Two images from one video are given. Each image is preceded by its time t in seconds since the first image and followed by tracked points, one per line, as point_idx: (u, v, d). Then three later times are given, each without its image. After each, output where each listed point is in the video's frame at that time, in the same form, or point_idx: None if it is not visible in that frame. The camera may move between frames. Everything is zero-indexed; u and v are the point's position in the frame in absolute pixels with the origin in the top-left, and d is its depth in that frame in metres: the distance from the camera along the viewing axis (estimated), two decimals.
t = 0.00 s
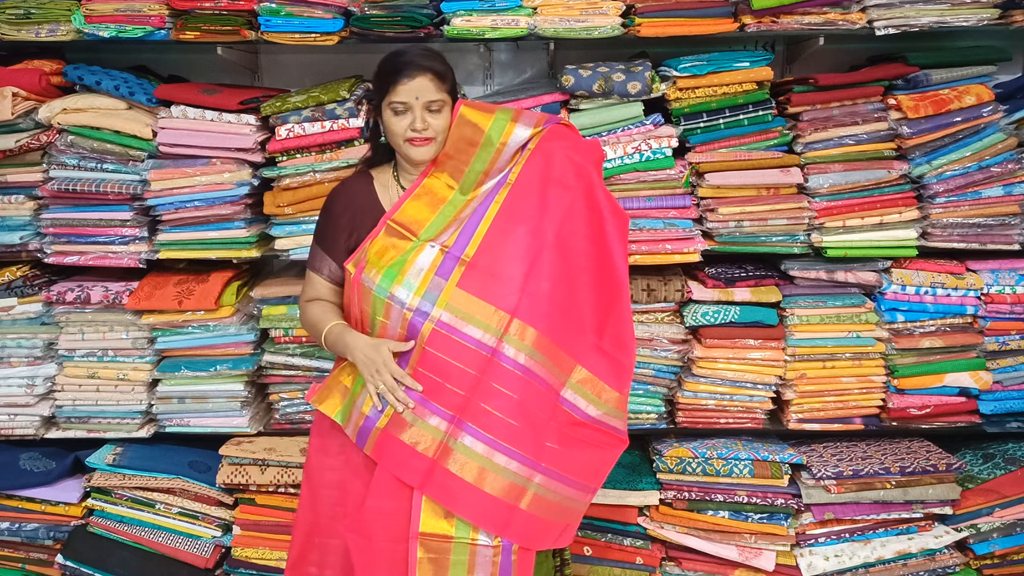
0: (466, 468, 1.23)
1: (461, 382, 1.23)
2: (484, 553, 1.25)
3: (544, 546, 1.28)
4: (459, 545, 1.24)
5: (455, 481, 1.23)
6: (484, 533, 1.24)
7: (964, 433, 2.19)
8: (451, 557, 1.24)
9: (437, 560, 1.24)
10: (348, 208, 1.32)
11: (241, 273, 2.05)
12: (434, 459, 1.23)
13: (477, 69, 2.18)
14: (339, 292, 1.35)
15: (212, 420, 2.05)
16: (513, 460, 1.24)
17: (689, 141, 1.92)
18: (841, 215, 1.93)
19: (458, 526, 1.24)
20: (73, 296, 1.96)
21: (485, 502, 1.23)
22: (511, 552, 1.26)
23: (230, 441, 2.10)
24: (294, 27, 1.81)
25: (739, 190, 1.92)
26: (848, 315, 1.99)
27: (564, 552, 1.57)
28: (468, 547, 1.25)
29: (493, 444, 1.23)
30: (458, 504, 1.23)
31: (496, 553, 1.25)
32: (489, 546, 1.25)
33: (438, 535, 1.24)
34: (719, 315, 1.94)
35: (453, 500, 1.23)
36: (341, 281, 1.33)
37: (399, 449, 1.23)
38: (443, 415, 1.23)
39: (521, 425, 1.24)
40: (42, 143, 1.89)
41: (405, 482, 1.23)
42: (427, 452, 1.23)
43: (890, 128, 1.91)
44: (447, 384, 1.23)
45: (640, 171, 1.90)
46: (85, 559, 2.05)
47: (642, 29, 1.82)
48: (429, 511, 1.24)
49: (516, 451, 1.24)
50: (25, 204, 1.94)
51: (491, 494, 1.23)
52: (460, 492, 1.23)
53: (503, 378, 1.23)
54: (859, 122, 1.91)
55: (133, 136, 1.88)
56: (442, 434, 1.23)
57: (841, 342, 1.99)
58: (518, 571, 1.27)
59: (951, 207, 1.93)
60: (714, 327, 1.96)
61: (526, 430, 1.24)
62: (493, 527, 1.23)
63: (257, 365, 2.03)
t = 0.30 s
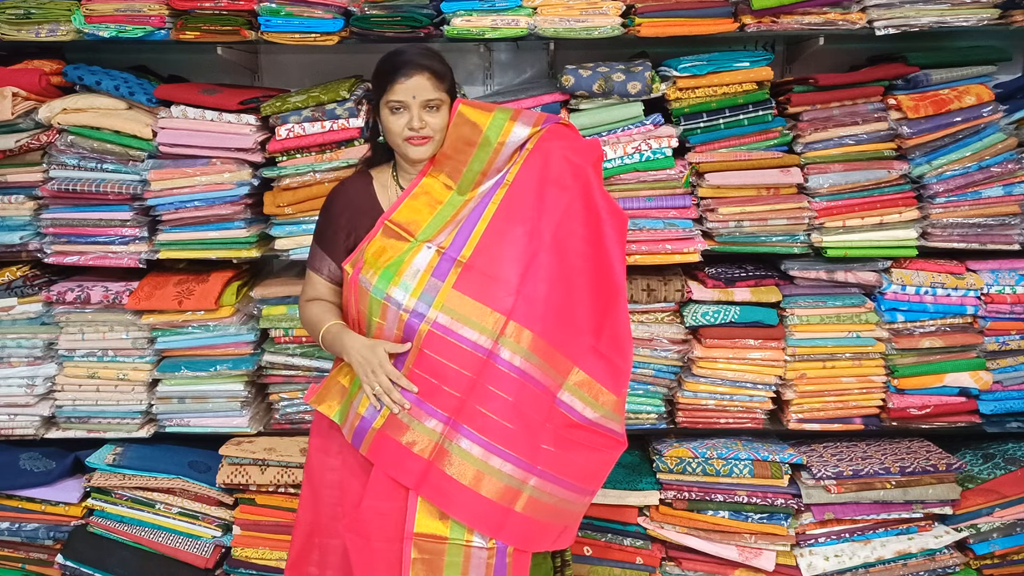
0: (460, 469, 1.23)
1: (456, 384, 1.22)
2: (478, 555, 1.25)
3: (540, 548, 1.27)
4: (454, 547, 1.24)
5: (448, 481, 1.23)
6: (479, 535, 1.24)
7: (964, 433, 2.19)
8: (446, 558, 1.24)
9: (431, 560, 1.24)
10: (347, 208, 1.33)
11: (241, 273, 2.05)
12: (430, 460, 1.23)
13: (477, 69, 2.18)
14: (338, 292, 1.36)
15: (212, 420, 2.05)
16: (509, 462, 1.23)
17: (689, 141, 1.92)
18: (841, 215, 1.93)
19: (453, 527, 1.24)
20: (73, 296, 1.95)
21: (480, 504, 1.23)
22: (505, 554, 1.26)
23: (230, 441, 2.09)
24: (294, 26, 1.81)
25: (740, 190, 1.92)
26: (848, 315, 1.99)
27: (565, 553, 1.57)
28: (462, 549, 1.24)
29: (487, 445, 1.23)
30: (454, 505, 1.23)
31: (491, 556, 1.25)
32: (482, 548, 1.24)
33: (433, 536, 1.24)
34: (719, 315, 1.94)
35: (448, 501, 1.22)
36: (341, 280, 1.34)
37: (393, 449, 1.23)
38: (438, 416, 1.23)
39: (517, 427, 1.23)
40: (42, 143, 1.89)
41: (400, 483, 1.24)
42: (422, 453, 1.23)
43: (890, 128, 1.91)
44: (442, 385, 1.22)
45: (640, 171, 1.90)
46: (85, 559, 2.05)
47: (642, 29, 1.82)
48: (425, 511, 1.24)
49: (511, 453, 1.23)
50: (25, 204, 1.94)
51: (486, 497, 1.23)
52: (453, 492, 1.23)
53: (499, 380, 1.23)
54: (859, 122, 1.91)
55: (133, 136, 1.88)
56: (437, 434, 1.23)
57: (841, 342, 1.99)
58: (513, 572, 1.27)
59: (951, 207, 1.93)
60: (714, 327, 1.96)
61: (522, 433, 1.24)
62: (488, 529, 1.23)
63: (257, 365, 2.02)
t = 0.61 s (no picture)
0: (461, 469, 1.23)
1: (455, 384, 1.23)
2: (477, 555, 1.25)
3: (539, 548, 1.27)
4: (452, 547, 1.24)
5: (449, 481, 1.23)
6: (478, 535, 1.24)
7: (964, 433, 2.19)
8: (445, 558, 1.24)
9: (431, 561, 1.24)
10: (347, 209, 1.33)
11: (241, 273, 2.05)
12: (429, 461, 1.23)
13: (477, 69, 2.18)
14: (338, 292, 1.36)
15: (213, 420, 2.05)
16: (508, 463, 1.23)
17: (689, 141, 1.92)
18: (841, 215, 1.93)
19: (452, 527, 1.24)
20: (73, 296, 1.95)
21: (479, 504, 1.23)
22: (504, 555, 1.26)
23: (230, 441, 2.10)
24: (294, 26, 1.81)
25: (740, 190, 1.92)
26: (848, 315, 1.99)
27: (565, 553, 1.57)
28: (461, 549, 1.24)
29: (486, 445, 1.23)
30: (454, 505, 1.23)
31: (490, 556, 1.25)
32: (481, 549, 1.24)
33: (433, 537, 1.24)
34: (719, 315, 1.94)
35: (448, 500, 1.23)
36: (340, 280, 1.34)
37: (393, 448, 1.23)
38: (437, 416, 1.23)
39: (516, 428, 1.23)
40: (42, 143, 1.89)
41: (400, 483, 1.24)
42: (421, 453, 1.23)
43: (890, 128, 1.91)
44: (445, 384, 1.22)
45: (640, 171, 1.90)
46: (85, 559, 2.05)
47: (642, 29, 1.82)
48: (424, 512, 1.24)
49: (510, 453, 1.23)
50: (25, 204, 1.94)
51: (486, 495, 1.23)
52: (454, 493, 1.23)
53: (498, 381, 1.23)
54: (859, 122, 1.91)
55: (133, 136, 1.88)
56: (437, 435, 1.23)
57: (841, 342, 1.99)
58: (512, 571, 1.27)
59: (951, 207, 1.93)
60: (714, 327, 1.96)
61: (521, 433, 1.24)
62: (487, 529, 1.23)
63: (257, 365, 2.02)
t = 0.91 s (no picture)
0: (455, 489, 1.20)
1: (452, 405, 1.19)
2: (476, 571, 1.22)
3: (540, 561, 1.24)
4: (453, 563, 1.21)
5: (444, 502, 1.20)
6: (477, 552, 1.21)
7: (964, 433, 2.19)
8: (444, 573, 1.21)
9: None
10: (348, 208, 1.33)
11: (241, 273, 2.05)
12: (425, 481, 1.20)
13: (477, 69, 2.18)
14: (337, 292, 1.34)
15: (213, 420, 2.05)
16: (504, 482, 1.19)
17: (689, 141, 1.92)
18: (841, 215, 1.93)
19: (452, 544, 1.21)
20: (73, 296, 1.95)
21: (477, 525, 1.20)
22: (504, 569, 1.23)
23: (230, 441, 2.09)
24: (294, 26, 1.81)
25: (740, 190, 1.92)
26: (848, 315, 1.99)
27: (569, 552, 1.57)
28: (461, 565, 1.21)
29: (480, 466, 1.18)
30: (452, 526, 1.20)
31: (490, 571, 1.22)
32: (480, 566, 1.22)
33: (431, 555, 1.21)
34: (719, 315, 1.94)
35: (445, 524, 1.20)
36: (340, 279, 1.32)
37: (388, 472, 1.21)
38: (433, 437, 1.19)
39: (511, 448, 1.19)
40: (42, 143, 1.89)
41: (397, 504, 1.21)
42: (416, 473, 1.20)
43: (890, 128, 1.91)
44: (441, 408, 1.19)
45: (640, 172, 1.90)
46: (85, 559, 2.05)
47: (642, 29, 1.83)
48: (421, 531, 1.21)
49: (506, 473, 1.19)
50: (25, 204, 1.94)
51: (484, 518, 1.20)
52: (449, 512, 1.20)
53: (495, 403, 1.18)
54: (859, 122, 1.91)
55: (133, 136, 1.88)
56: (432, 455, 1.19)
57: (841, 342, 1.99)
58: None
59: (951, 207, 1.94)
60: (713, 327, 1.96)
61: (518, 452, 1.19)
62: (485, 547, 1.20)
63: (257, 365, 2.02)
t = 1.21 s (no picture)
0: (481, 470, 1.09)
1: (511, 387, 1.06)
2: (499, 558, 1.14)
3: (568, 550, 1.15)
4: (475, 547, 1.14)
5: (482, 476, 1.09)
6: (502, 538, 1.13)
7: (963, 433, 2.19)
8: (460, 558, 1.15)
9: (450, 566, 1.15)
10: (349, 204, 1.34)
11: (240, 273, 2.05)
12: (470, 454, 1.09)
13: (477, 70, 2.18)
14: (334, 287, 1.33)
15: (213, 420, 2.05)
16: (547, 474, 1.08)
17: (689, 141, 1.92)
18: (841, 215, 1.93)
19: (476, 531, 1.14)
20: (73, 296, 1.96)
21: (511, 511, 1.09)
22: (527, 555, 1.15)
23: (230, 441, 2.10)
24: (294, 26, 1.81)
25: (739, 190, 1.92)
26: (848, 315, 1.99)
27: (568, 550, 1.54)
28: (483, 549, 1.14)
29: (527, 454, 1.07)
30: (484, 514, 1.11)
31: (511, 558, 1.15)
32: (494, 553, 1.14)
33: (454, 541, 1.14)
34: (719, 315, 1.94)
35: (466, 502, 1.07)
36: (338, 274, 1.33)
37: (432, 437, 1.10)
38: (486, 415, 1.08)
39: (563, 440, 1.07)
40: (42, 143, 1.89)
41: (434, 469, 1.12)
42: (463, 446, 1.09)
43: (890, 128, 1.91)
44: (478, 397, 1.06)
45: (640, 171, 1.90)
46: (85, 559, 2.05)
47: (642, 29, 1.82)
48: (446, 511, 1.13)
49: (550, 465, 1.07)
50: (25, 204, 1.94)
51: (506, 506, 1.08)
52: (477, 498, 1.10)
53: (556, 395, 1.04)
54: (859, 122, 1.91)
55: (133, 136, 1.88)
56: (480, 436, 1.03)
57: (841, 342, 1.99)
58: (535, 573, 1.17)
59: (951, 207, 1.93)
60: (713, 327, 1.96)
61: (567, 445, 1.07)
62: (518, 533, 1.11)
63: (257, 365, 2.02)
